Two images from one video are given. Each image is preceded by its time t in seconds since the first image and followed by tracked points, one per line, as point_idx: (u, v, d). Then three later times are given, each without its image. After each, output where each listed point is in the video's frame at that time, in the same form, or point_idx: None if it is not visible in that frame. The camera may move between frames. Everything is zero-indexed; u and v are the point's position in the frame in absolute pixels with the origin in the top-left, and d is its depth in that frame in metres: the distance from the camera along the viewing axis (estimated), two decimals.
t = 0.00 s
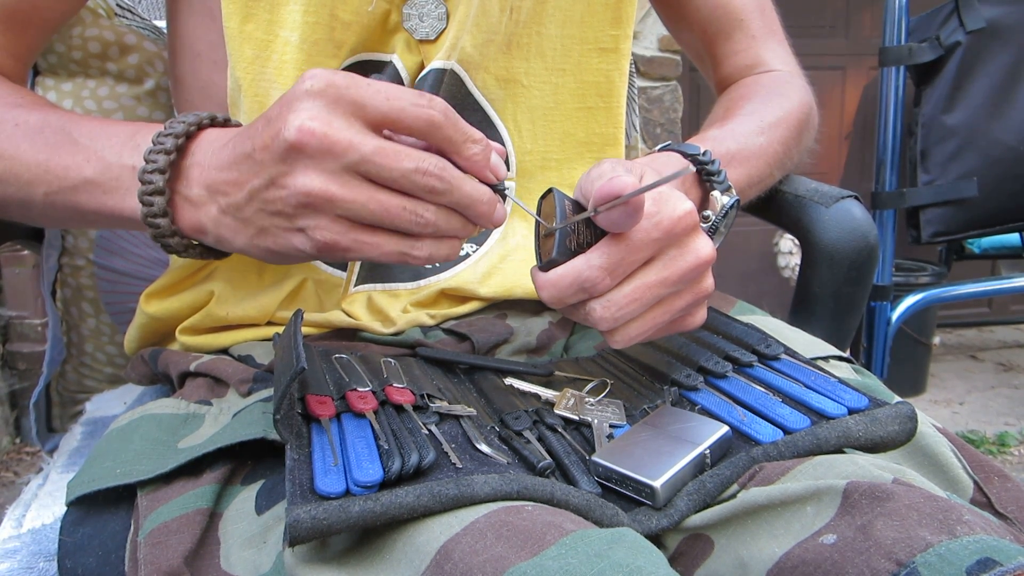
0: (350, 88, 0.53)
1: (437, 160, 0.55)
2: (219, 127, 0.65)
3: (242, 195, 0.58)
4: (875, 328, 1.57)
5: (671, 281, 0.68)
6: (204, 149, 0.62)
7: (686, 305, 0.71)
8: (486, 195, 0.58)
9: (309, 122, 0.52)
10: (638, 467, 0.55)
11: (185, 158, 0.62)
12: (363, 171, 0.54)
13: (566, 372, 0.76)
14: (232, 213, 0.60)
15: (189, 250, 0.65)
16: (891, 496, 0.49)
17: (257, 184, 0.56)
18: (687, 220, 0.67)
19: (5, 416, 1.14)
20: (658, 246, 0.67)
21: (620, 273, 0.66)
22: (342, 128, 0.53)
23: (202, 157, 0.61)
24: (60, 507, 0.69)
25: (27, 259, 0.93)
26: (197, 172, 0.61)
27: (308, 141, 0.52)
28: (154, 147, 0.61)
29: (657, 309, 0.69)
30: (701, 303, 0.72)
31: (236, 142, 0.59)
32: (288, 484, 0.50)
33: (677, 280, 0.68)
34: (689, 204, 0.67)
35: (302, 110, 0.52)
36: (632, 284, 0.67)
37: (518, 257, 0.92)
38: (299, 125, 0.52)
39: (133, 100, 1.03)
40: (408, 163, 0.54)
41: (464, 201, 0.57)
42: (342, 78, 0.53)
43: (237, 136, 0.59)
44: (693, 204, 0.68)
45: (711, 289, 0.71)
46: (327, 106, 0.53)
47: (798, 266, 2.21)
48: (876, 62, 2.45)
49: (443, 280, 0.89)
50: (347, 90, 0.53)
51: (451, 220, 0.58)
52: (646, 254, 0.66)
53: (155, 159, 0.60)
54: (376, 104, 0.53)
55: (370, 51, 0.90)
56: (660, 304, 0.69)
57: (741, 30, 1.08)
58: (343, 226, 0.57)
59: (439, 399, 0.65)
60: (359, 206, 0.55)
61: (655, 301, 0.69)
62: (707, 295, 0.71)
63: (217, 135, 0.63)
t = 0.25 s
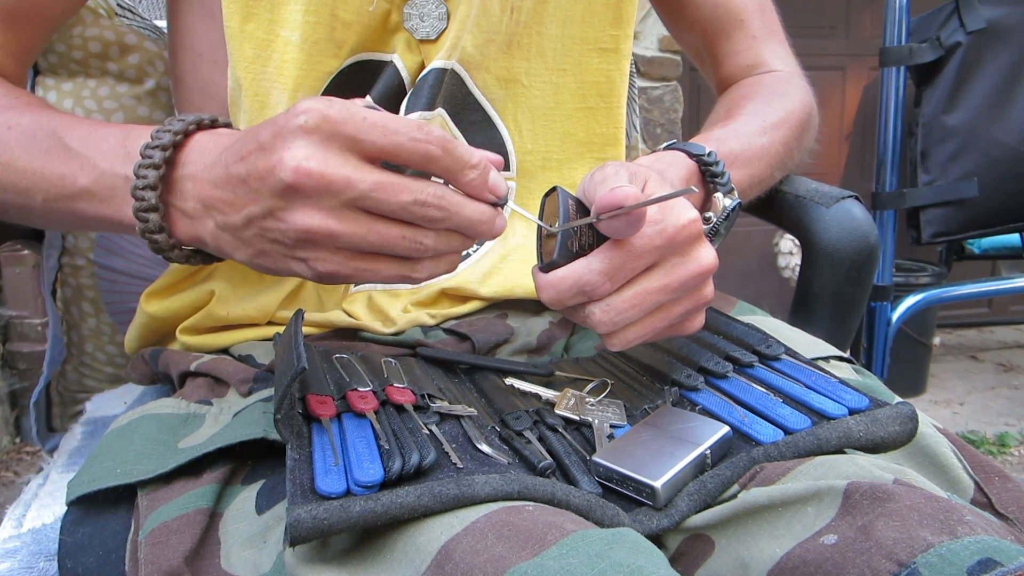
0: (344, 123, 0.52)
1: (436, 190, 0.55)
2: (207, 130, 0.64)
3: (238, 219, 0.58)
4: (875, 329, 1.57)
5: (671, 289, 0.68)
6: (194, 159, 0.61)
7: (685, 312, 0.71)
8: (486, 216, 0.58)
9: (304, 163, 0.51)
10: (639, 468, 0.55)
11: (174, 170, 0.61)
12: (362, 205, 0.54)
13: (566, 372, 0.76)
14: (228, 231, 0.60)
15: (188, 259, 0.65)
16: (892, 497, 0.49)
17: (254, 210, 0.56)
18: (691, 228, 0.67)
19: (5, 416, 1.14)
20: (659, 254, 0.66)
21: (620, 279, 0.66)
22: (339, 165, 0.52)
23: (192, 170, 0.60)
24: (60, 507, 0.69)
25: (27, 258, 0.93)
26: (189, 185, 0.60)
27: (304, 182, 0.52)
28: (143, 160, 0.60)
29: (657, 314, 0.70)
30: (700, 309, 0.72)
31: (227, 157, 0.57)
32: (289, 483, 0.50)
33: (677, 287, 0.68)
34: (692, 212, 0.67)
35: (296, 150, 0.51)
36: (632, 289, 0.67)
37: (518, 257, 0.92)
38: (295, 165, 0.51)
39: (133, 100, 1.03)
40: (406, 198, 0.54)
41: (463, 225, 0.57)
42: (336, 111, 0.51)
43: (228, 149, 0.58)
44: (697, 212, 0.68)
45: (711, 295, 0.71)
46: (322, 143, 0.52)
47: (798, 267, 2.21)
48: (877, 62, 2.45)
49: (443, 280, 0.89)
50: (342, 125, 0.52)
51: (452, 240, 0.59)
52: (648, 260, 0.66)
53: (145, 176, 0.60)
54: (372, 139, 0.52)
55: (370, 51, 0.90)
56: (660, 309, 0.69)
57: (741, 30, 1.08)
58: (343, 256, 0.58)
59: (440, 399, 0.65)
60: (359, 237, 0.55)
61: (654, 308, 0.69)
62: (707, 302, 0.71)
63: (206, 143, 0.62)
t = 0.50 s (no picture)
0: (353, 109, 0.53)
1: (441, 180, 0.55)
2: (215, 131, 0.64)
3: (243, 209, 0.58)
4: (875, 329, 1.57)
5: (667, 294, 0.68)
6: (201, 156, 0.61)
7: (681, 316, 0.71)
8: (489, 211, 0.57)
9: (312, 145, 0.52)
10: (640, 468, 0.55)
11: (181, 166, 0.61)
12: (367, 191, 0.54)
13: (567, 372, 0.76)
14: (232, 225, 0.60)
15: (189, 258, 0.65)
16: (893, 497, 0.49)
17: (259, 200, 0.56)
18: (687, 233, 0.66)
19: (5, 416, 1.14)
20: (654, 259, 0.66)
21: (615, 283, 0.66)
22: (346, 150, 0.53)
23: (199, 165, 0.61)
24: (60, 507, 0.69)
25: (27, 258, 0.93)
26: (194, 179, 0.60)
27: (312, 163, 0.52)
28: (150, 155, 0.60)
29: (653, 319, 0.69)
30: (697, 313, 0.72)
31: (234, 152, 0.58)
32: (289, 483, 0.50)
33: (673, 292, 0.68)
34: (689, 218, 0.67)
35: (305, 132, 0.52)
36: (628, 294, 0.67)
37: (519, 257, 0.92)
38: (303, 148, 0.52)
39: (134, 100, 1.02)
40: (411, 185, 0.54)
41: (466, 218, 0.56)
42: (346, 98, 0.53)
43: (235, 146, 0.59)
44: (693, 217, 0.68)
45: (707, 300, 0.71)
46: (331, 127, 0.53)
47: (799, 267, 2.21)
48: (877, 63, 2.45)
49: (444, 280, 0.89)
50: (351, 110, 0.53)
51: (454, 236, 0.58)
52: (644, 266, 0.66)
53: (151, 168, 0.60)
54: (380, 125, 0.53)
55: (370, 50, 0.90)
56: (656, 314, 0.69)
57: (742, 30, 1.08)
58: (347, 244, 0.57)
59: (441, 399, 0.65)
60: (362, 225, 0.55)
61: (650, 312, 0.68)
62: (703, 306, 0.71)
63: (213, 141, 0.62)
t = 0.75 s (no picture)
0: (346, 115, 0.52)
1: (438, 183, 0.55)
2: (211, 131, 0.64)
3: (242, 215, 0.58)
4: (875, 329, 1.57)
5: (664, 291, 0.67)
6: (198, 158, 0.61)
7: (679, 313, 0.70)
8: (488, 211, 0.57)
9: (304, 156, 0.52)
10: (640, 468, 0.55)
11: (178, 169, 0.61)
12: (363, 197, 0.54)
13: (567, 373, 0.76)
14: (231, 229, 0.60)
15: (191, 259, 0.65)
16: (893, 497, 0.49)
17: (257, 207, 0.56)
18: (686, 230, 0.66)
19: (5, 416, 1.14)
20: (654, 255, 0.66)
21: (613, 279, 0.66)
22: (340, 158, 0.52)
23: (197, 169, 0.61)
24: (60, 507, 0.69)
25: (27, 258, 0.93)
26: (192, 183, 0.60)
27: (306, 174, 0.52)
28: (147, 160, 0.60)
29: (651, 315, 0.69)
30: (695, 309, 0.71)
31: (230, 156, 0.58)
32: (290, 483, 0.50)
33: (671, 289, 0.68)
34: (689, 214, 0.67)
35: (299, 142, 0.52)
36: (627, 290, 0.67)
37: (519, 257, 0.92)
38: (296, 158, 0.52)
39: (134, 100, 1.02)
40: (407, 189, 0.54)
41: (466, 219, 0.56)
42: (337, 104, 0.52)
43: (231, 149, 0.58)
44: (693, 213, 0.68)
45: (705, 297, 0.71)
46: (324, 136, 0.52)
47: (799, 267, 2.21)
48: (877, 63, 2.45)
49: (444, 280, 0.89)
50: (343, 117, 0.52)
51: (454, 236, 0.58)
52: (643, 261, 0.66)
53: (149, 175, 0.60)
54: (374, 131, 0.52)
55: (369, 49, 0.90)
56: (654, 310, 0.69)
57: (742, 30, 1.08)
58: (347, 248, 0.58)
59: (441, 399, 0.65)
60: (360, 230, 0.55)
61: (648, 308, 0.68)
62: (701, 303, 0.71)
63: (209, 142, 0.62)
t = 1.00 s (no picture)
0: (350, 114, 0.52)
1: (441, 183, 0.55)
2: (214, 131, 0.64)
3: (245, 216, 0.58)
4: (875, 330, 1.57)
5: (667, 290, 0.67)
6: (201, 158, 0.61)
7: (680, 313, 0.70)
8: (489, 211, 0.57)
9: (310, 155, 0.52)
10: (640, 468, 0.55)
11: (181, 168, 0.61)
12: (367, 197, 0.54)
13: (567, 373, 0.76)
14: (234, 229, 0.60)
15: (193, 259, 0.65)
16: (893, 498, 0.49)
17: (261, 207, 0.57)
18: (687, 230, 0.66)
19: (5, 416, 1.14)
20: (655, 255, 0.66)
21: (615, 279, 0.66)
22: (344, 157, 0.52)
23: (199, 168, 0.61)
24: (60, 507, 0.69)
25: (27, 258, 0.93)
26: (195, 183, 0.60)
27: (311, 173, 0.52)
28: (150, 160, 0.60)
29: (652, 316, 0.69)
30: (697, 309, 0.72)
31: (234, 156, 0.58)
32: (290, 484, 0.50)
33: (673, 289, 0.68)
34: (689, 214, 0.67)
35: (303, 141, 0.52)
36: (628, 290, 0.67)
37: (519, 257, 0.92)
38: (301, 157, 0.51)
39: (134, 100, 1.02)
40: (410, 189, 0.53)
41: (468, 219, 0.57)
42: (342, 103, 0.52)
43: (235, 148, 0.59)
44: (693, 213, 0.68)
45: (707, 297, 0.71)
46: (329, 134, 0.52)
47: (799, 268, 2.21)
48: (877, 63, 2.45)
49: (444, 281, 0.89)
50: (347, 116, 0.52)
51: (456, 236, 0.59)
52: (643, 262, 0.66)
53: (152, 174, 0.60)
54: (378, 130, 0.52)
55: (370, 50, 0.90)
56: (656, 310, 0.69)
57: (742, 31, 1.08)
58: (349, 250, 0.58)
59: (441, 400, 0.65)
60: (362, 230, 0.55)
61: (649, 308, 0.68)
62: (703, 303, 0.71)
63: (212, 143, 0.62)
